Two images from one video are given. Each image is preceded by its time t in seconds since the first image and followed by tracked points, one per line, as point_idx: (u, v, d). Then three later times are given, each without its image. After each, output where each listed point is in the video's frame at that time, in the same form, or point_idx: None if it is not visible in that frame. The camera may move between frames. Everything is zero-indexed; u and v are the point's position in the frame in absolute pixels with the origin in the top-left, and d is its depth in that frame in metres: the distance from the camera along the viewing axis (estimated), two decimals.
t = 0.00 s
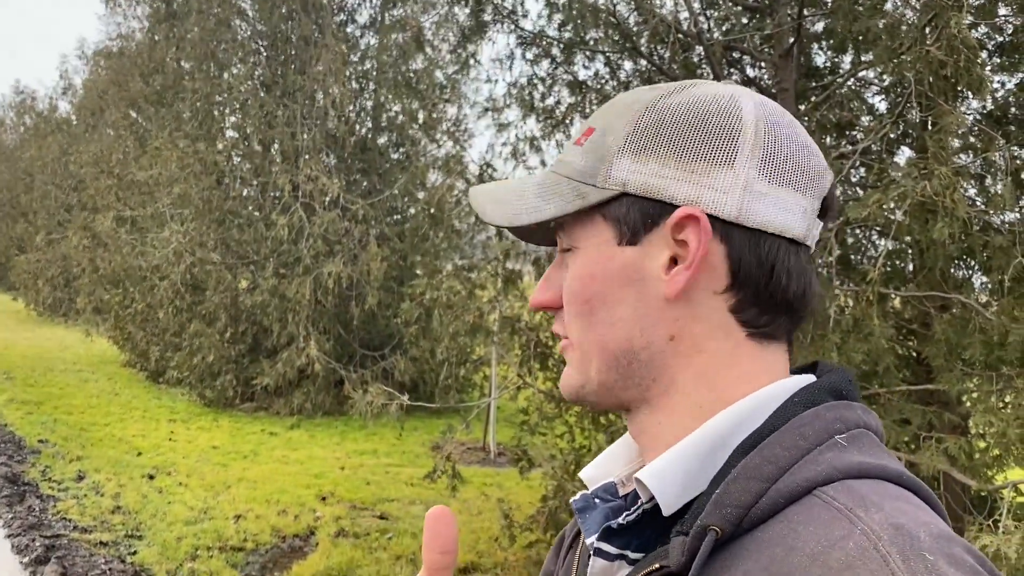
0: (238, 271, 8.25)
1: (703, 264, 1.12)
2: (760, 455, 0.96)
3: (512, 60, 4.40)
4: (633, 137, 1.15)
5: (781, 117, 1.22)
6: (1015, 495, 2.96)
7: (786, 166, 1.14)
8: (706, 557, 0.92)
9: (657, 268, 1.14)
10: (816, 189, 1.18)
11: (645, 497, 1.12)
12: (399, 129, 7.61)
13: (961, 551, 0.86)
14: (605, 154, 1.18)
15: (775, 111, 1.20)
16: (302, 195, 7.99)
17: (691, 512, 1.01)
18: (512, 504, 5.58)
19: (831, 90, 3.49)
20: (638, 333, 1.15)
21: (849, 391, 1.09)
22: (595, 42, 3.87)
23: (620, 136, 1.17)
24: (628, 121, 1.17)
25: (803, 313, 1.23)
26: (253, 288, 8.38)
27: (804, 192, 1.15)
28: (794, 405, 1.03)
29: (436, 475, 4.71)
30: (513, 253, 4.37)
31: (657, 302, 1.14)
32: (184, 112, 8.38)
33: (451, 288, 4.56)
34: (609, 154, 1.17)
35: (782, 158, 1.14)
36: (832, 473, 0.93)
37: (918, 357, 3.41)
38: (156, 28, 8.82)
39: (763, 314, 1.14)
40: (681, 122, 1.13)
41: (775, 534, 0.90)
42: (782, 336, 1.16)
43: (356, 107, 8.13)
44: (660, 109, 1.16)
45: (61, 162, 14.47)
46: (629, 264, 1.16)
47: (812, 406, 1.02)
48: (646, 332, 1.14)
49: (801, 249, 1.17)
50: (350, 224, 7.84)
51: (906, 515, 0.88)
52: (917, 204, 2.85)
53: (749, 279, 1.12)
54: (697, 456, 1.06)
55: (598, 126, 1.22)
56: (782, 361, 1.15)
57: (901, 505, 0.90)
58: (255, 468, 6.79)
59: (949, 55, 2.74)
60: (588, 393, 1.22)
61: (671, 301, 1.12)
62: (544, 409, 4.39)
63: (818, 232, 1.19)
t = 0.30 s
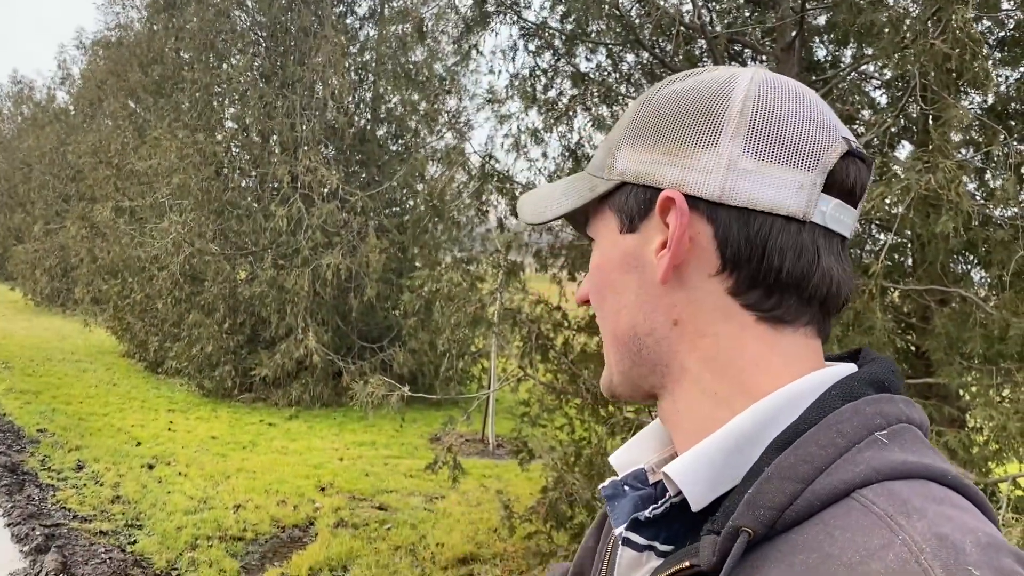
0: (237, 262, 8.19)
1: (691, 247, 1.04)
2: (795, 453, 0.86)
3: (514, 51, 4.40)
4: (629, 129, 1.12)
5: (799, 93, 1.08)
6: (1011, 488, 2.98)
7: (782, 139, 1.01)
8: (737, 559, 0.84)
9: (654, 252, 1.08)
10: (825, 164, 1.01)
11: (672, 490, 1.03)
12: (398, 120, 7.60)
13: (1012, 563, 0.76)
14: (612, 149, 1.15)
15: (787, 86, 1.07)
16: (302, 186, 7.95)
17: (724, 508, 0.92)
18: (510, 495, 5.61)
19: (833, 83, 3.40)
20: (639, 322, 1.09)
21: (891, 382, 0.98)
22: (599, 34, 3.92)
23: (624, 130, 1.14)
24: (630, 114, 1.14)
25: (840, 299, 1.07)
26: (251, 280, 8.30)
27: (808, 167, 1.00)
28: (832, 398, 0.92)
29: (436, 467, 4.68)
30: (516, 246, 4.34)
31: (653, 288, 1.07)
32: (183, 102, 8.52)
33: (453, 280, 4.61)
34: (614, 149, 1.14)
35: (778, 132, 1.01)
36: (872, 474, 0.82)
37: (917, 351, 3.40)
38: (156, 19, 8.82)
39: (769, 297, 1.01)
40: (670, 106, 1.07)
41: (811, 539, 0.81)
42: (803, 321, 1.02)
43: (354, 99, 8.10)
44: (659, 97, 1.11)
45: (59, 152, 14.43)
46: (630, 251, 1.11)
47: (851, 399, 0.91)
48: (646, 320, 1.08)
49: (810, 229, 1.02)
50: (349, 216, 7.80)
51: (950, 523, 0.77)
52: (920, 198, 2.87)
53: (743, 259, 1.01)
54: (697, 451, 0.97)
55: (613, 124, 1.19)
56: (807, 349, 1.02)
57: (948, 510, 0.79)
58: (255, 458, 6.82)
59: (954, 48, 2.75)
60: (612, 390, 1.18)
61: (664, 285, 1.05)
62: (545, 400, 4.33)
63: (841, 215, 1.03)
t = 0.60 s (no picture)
0: (238, 253, 8.18)
1: (709, 217, 1.04)
2: (805, 433, 0.87)
3: (516, 42, 4.40)
4: (646, 98, 1.11)
5: (821, 60, 1.07)
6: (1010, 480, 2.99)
7: (804, 105, 1.00)
8: (742, 536, 0.86)
9: (672, 223, 1.08)
10: (847, 131, 1.01)
11: (678, 464, 1.05)
12: (399, 112, 7.67)
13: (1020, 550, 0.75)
14: (627, 119, 1.15)
15: (808, 52, 1.06)
16: (303, 177, 7.91)
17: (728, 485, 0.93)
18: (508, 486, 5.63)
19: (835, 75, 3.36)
20: (654, 292, 1.10)
21: (907, 363, 0.98)
22: (602, 25, 3.89)
23: (640, 101, 1.13)
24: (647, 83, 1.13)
25: (858, 271, 1.07)
26: (252, 271, 8.29)
27: (830, 134, 0.99)
28: (845, 376, 0.92)
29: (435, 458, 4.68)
30: (517, 236, 4.38)
31: (670, 259, 1.08)
32: (184, 93, 8.46)
33: (452, 271, 4.53)
34: (629, 119, 1.14)
35: (799, 97, 1.00)
36: (880, 457, 0.83)
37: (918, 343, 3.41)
38: (157, 10, 8.83)
39: (788, 267, 1.02)
40: (689, 72, 1.07)
41: (816, 518, 0.83)
42: (819, 294, 1.03)
43: (356, 90, 8.10)
44: (675, 66, 1.10)
45: (60, 143, 14.39)
46: (646, 223, 1.12)
47: (865, 378, 0.92)
48: (663, 290, 1.08)
49: (830, 198, 1.02)
50: (350, 208, 7.84)
51: (958, 508, 0.77)
52: (921, 189, 2.87)
53: (762, 228, 1.01)
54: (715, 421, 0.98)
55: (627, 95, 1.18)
56: (823, 322, 1.03)
57: (957, 496, 0.79)
58: (255, 448, 6.85)
59: (956, 38, 2.75)
60: (624, 361, 1.19)
61: (682, 256, 1.06)
62: (546, 391, 4.30)
63: (862, 184, 1.03)
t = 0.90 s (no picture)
0: (240, 246, 8.18)
1: (709, 197, 1.04)
2: (807, 417, 0.86)
3: (518, 33, 4.38)
4: (649, 73, 1.11)
5: (827, 39, 1.06)
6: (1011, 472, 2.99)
7: (808, 85, 0.99)
8: (742, 520, 0.87)
9: (671, 203, 1.08)
10: (851, 112, 1.00)
11: (678, 446, 1.05)
12: (401, 106, 7.86)
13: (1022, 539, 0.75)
14: (629, 95, 1.14)
15: (815, 31, 1.06)
16: (305, 170, 7.88)
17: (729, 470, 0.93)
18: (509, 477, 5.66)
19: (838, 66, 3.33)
20: (653, 272, 1.10)
21: (911, 346, 0.98)
22: (604, 17, 3.90)
23: (642, 76, 1.13)
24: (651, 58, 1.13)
25: (859, 255, 1.06)
26: (255, 264, 8.28)
27: (833, 115, 0.99)
28: (848, 360, 0.92)
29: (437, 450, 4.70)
30: (518, 229, 4.35)
31: (668, 239, 1.08)
32: (187, 86, 8.42)
33: (455, 265, 4.67)
34: (632, 95, 1.13)
35: (803, 77, 1.00)
36: (882, 442, 0.83)
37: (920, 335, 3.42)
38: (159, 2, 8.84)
39: (788, 250, 1.02)
40: (692, 49, 1.06)
41: (816, 503, 0.83)
42: (820, 277, 1.03)
43: (358, 84, 8.11)
44: (679, 41, 1.09)
45: (62, 136, 14.41)
46: (646, 201, 1.12)
47: (868, 363, 0.92)
48: (662, 270, 1.09)
49: (832, 180, 1.01)
50: (352, 201, 7.90)
51: (961, 496, 0.77)
52: (923, 181, 2.86)
53: (762, 210, 1.01)
54: (711, 402, 0.98)
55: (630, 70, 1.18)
56: (824, 306, 1.02)
57: (960, 484, 0.79)
58: (258, 440, 6.87)
59: (959, 31, 2.76)
60: (622, 339, 1.19)
61: (681, 235, 1.06)
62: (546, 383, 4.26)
63: (865, 166, 1.03)
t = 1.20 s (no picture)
0: (245, 242, 8.21)
1: (694, 197, 1.04)
2: (797, 416, 0.86)
3: (522, 29, 4.37)
4: (635, 70, 1.09)
5: (814, 36, 1.05)
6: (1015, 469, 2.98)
7: (792, 85, 0.98)
8: (732, 518, 0.86)
9: (656, 204, 1.08)
10: (837, 111, 0.99)
11: (668, 445, 1.05)
12: (405, 101, 7.85)
13: (1011, 537, 0.75)
14: (615, 92, 1.13)
15: (801, 29, 1.05)
16: (310, 166, 7.90)
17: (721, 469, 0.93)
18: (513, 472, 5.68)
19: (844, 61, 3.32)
20: (639, 271, 1.10)
21: (901, 343, 0.97)
22: (608, 12, 3.90)
23: (628, 73, 1.11)
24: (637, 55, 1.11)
25: (848, 254, 1.05)
26: (259, 260, 8.30)
27: (818, 114, 0.98)
28: (838, 358, 0.92)
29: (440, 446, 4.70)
30: (522, 224, 4.36)
31: (654, 239, 1.08)
32: (191, 81, 8.42)
33: (459, 260, 4.67)
34: (618, 92, 1.12)
35: (788, 76, 0.99)
36: (872, 440, 0.83)
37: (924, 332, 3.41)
38: None
39: (774, 251, 1.01)
40: (678, 47, 1.05)
41: (806, 502, 0.83)
42: (808, 277, 1.02)
43: (362, 79, 8.11)
44: (665, 38, 1.08)
45: (67, 131, 14.44)
46: (632, 201, 1.11)
47: (859, 360, 0.91)
48: (648, 270, 1.09)
49: (818, 179, 1.00)
50: (357, 197, 7.93)
51: (952, 494, 0.77)
52: (927, 177, 2.84)
53: (747, 210, 1.01)
54: (698, 404, 0.98)
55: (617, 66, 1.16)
56: (812, 305, 1.02)
57: (950, 482, 0.78)
58: (262, 436, 6.89)
59: (965, 25, 2.79)
60: (610, 337, 1.19)
61: (665, 235, 1.06)
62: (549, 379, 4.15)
63: (853, 165, 1.01)
